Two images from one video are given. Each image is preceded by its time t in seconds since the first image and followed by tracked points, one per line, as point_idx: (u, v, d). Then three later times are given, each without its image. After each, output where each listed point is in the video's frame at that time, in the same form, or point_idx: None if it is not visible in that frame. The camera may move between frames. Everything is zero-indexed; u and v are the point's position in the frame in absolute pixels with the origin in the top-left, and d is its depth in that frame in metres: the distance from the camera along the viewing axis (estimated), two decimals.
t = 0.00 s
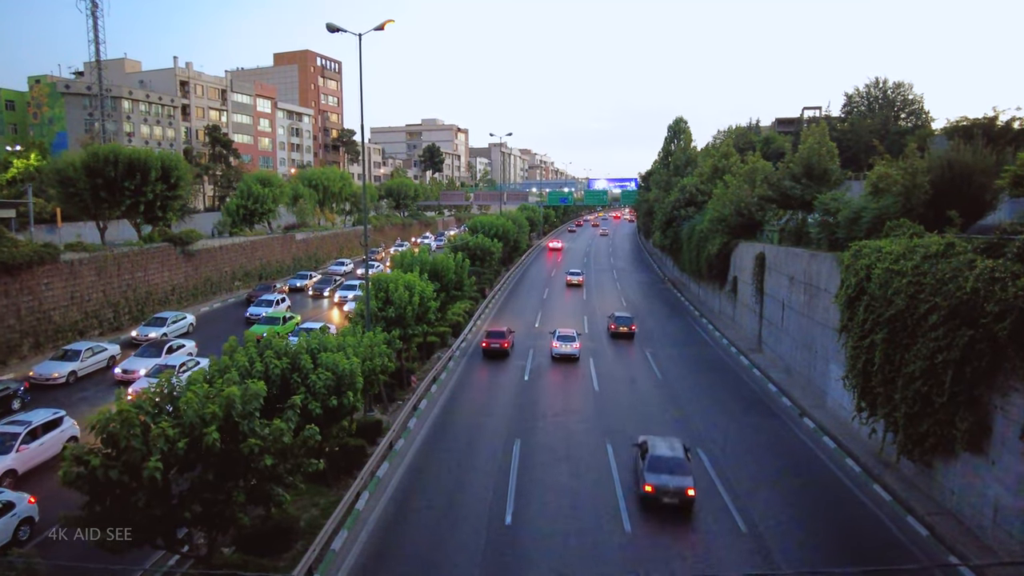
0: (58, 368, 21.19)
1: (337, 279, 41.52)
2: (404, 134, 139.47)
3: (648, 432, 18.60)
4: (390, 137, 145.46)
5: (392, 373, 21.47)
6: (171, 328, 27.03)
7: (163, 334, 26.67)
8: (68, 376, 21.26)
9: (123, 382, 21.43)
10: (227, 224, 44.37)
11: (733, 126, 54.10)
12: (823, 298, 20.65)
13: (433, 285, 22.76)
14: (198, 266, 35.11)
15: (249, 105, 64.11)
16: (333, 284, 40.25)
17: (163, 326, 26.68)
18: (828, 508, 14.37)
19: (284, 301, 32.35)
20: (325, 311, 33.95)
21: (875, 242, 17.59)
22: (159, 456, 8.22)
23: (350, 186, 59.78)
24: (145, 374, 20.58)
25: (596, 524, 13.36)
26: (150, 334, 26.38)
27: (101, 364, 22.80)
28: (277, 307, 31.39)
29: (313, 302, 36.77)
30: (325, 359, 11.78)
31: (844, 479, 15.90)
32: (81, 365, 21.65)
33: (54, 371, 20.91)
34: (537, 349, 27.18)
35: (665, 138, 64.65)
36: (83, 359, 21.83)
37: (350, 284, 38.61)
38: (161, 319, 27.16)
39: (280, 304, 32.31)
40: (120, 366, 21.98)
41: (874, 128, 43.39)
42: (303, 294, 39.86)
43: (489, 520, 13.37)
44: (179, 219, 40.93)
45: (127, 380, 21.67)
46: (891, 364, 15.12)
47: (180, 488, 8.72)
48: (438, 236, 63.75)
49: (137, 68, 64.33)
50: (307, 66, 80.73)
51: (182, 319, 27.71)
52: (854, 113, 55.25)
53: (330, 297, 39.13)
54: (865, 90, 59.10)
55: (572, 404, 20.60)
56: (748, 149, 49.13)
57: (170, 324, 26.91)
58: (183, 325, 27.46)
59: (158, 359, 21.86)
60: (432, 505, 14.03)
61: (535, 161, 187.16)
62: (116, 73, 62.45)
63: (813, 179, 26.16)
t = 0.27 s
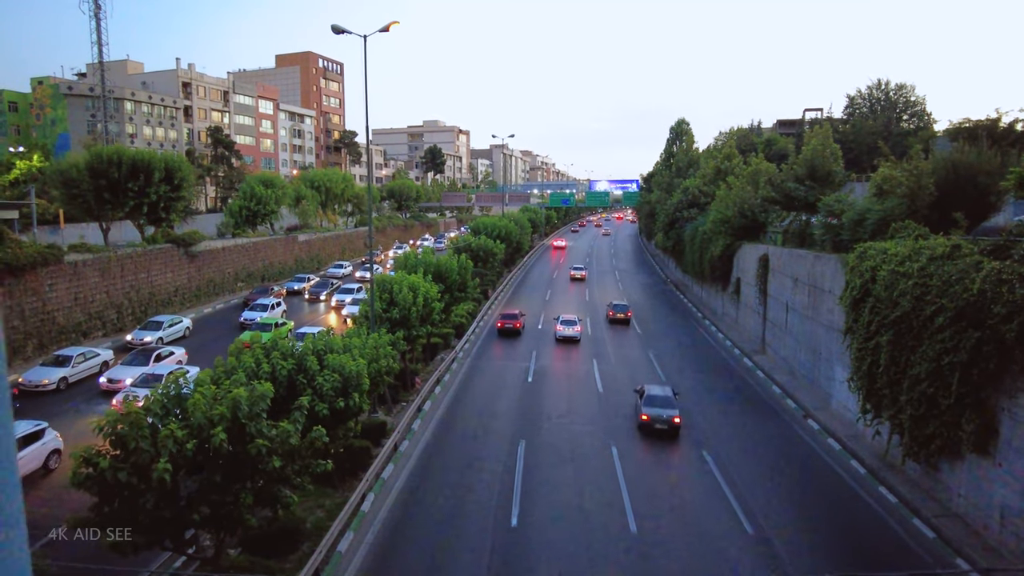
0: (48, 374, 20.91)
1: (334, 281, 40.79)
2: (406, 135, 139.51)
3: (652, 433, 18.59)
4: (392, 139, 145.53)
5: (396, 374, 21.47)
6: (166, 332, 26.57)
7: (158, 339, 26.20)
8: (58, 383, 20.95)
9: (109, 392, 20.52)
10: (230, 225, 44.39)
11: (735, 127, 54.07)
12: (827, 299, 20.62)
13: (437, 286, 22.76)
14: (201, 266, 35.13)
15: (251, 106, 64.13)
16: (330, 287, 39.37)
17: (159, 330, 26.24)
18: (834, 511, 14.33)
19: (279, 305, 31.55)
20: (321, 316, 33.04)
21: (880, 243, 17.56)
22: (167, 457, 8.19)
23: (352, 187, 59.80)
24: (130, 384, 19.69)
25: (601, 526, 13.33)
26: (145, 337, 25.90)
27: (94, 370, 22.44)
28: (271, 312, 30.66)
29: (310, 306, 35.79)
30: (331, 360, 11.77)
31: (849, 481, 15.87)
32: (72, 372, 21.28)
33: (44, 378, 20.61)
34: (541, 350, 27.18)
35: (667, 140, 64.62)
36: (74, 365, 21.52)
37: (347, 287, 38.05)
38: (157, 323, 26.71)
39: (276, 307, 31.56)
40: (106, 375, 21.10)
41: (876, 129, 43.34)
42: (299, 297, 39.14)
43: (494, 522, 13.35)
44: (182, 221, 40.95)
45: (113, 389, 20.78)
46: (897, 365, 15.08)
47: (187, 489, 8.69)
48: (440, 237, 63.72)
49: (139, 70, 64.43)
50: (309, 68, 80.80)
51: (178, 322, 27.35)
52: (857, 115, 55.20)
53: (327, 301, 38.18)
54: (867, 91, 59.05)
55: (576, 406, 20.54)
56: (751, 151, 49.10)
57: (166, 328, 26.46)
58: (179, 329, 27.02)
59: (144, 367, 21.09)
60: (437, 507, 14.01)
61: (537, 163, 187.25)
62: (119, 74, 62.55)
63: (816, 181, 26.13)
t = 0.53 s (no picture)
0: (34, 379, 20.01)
1: (329, 285, 39.31)
2: (407, 136, 139.43)
3: (656, 434, 18.58)
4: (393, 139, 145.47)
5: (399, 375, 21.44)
6: (161, 335, 25.85)
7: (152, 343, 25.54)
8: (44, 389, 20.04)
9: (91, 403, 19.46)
10: (231, 225, 44.37)
11: (736, 127, 54.03)
12: (830, 300, 20.61)
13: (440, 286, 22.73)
14: (203, 267, 35.11)
15: (252, 107, 64.07)
16: (326, 291, 38.12)
17: (154, 333, 25.67)
18: (839, 511, 14.31)
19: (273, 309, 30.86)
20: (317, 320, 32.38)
21: (884, 244, 17.53)
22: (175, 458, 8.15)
23: (353, 188, 59.78)
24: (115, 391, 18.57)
25: (606, 526, 13.31)
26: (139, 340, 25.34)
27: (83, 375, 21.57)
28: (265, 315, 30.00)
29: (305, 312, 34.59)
30: (336, 361, 11.76)
31: (853, 481, 15.85)
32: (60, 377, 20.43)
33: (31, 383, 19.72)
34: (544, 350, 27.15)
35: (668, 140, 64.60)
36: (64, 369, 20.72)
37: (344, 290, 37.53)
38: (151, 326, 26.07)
39: (269, 311, 30.36)
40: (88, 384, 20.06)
41: (878, 130, 43.30)
42: (295, 300, 38.69)
43: (498, 523, 13.32)
44: (183, 221, 40.94)
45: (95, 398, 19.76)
46: (902, 366, 15.05)
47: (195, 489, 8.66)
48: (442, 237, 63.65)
49: (140, 70, 64.39)
50: (310, 69, 80.76)
51: (173, 325, 26.81)
52: (858, 115, 55.15)
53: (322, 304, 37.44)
54: (869, 91, 58.99)
55: (579, 407, 20.53)
56: (752, 151, 49.07)
57: (160, 332, 25.78)
58: (173, 333, 26.43)
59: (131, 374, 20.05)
60: (442, 508, 13.98)
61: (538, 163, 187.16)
62: (120, 74, 62.50)
63: (819, 181, 26.10)
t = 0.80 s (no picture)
0: (23, 386, 18.92)
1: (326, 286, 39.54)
2: (407, 136, 139.37)
3: (660, 434, 18.57)
4: (393, 139, 145.41)
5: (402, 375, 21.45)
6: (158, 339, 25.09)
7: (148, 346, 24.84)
8: (35, 396, 19.03)
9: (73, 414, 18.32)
10: (233, 226, 44.37)
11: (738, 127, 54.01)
12: (834, 300, 20.60)
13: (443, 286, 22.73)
14: (205, 267, 35.11)
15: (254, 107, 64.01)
16: (321, 292, 38.09)
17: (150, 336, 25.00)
18: (845, 511, 14.29)
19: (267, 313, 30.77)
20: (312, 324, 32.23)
21: (889, 243, 17.51)
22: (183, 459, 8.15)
23: (354, 188, 59.79)
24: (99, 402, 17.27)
25: (612, 526, 13.30)
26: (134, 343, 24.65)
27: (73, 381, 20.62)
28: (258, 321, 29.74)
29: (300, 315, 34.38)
30: (343, 361, 11.76)
31: (858, 481, 15.83)
32: (52, 384, 19.46)
33: (22, 390, 18.69)
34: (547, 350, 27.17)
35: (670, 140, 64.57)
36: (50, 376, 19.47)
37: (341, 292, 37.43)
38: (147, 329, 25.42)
39: (263, 314, 30.39)
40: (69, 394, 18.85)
41: (879, 129, 43.24)
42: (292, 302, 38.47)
43: (504, 523, 13.31)
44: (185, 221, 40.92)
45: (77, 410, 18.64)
46: (907, 365, 15.02)
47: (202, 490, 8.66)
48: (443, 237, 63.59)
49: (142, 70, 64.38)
50: (311, 69, 80.72)
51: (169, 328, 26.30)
52: (860, 115, 55.08)
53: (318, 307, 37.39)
54: (870, 91, 58.91)
55: (583, 406, 20.57)
56: (754, 150, 49.02)
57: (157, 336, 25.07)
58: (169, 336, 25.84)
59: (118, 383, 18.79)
60: (447, 508, 13.98)
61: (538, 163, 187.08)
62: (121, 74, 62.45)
63: (822, 181, 26.06)
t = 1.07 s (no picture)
0: (12, 393, 18.71)
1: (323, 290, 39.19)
2: (409, 136, 139.34)
3: (665, 433, 18.56)
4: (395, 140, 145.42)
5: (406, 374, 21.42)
6: (151, 343, 24.36)
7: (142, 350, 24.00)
8: (25, 402, 18.85)
9: (53, 426, 17.43)
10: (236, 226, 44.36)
11: (740, 127, 53.92)
12: (839, 300, 20.55)
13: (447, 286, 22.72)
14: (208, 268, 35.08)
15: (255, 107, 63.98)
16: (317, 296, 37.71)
17: (142, 339, 24.04)
18: (851, 511, 14.25)
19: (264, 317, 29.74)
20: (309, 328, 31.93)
21: (895, 243, 17.47)
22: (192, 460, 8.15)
23: (356, 188, 59.85)
24: (82, 412, 16.74)
25: (617, 526, 13.30)
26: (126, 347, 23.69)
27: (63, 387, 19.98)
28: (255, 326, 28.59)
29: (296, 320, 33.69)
30: (349, 362, 11.75)
31: (864, 481, 15.81)
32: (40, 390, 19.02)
33: (8, 397, 18.39)
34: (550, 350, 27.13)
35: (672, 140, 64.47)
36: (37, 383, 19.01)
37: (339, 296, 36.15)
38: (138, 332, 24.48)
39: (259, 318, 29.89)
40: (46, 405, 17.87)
41: (882, 129, 43.15)
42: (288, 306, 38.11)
43: (510, 524, 13.27)
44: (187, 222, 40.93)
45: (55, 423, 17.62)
46: (913, 365, 14.98)
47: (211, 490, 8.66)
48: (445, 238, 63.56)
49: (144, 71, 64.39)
50: (313, 69, 80.82)
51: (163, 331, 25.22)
52: (863, 115, 54.96)
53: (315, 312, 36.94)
54: (873, 91, 58.78)
55: (587, 406, 20.55)
56: (757, 150, 48.93)
57: (149, 340, 24.26)
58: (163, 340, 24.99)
59: (98, 394, 18.00)
60: (454, 508, 13.99)
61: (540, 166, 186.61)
62: (122, 75, 62.46)
63: (827, 181, 25.98)
